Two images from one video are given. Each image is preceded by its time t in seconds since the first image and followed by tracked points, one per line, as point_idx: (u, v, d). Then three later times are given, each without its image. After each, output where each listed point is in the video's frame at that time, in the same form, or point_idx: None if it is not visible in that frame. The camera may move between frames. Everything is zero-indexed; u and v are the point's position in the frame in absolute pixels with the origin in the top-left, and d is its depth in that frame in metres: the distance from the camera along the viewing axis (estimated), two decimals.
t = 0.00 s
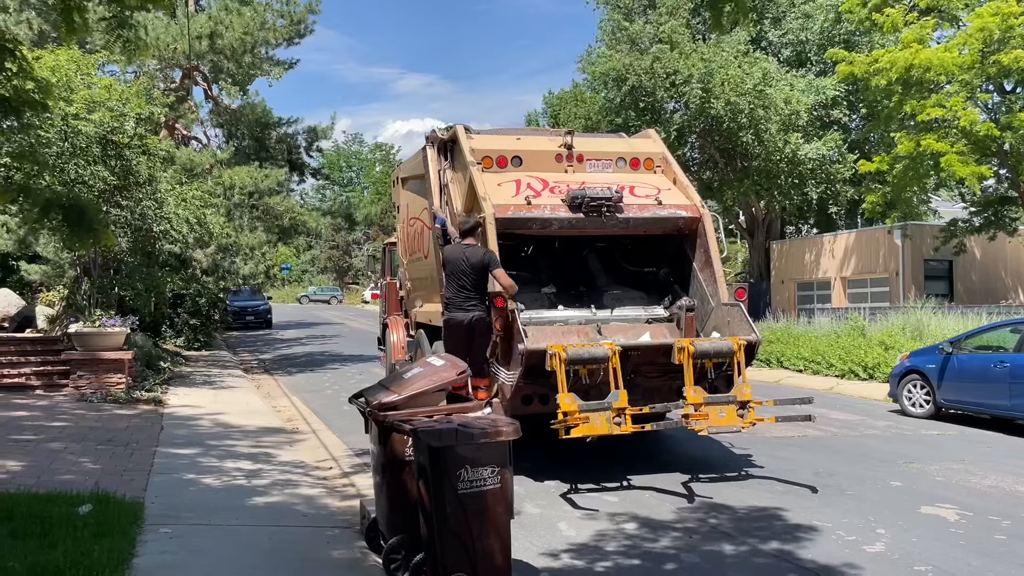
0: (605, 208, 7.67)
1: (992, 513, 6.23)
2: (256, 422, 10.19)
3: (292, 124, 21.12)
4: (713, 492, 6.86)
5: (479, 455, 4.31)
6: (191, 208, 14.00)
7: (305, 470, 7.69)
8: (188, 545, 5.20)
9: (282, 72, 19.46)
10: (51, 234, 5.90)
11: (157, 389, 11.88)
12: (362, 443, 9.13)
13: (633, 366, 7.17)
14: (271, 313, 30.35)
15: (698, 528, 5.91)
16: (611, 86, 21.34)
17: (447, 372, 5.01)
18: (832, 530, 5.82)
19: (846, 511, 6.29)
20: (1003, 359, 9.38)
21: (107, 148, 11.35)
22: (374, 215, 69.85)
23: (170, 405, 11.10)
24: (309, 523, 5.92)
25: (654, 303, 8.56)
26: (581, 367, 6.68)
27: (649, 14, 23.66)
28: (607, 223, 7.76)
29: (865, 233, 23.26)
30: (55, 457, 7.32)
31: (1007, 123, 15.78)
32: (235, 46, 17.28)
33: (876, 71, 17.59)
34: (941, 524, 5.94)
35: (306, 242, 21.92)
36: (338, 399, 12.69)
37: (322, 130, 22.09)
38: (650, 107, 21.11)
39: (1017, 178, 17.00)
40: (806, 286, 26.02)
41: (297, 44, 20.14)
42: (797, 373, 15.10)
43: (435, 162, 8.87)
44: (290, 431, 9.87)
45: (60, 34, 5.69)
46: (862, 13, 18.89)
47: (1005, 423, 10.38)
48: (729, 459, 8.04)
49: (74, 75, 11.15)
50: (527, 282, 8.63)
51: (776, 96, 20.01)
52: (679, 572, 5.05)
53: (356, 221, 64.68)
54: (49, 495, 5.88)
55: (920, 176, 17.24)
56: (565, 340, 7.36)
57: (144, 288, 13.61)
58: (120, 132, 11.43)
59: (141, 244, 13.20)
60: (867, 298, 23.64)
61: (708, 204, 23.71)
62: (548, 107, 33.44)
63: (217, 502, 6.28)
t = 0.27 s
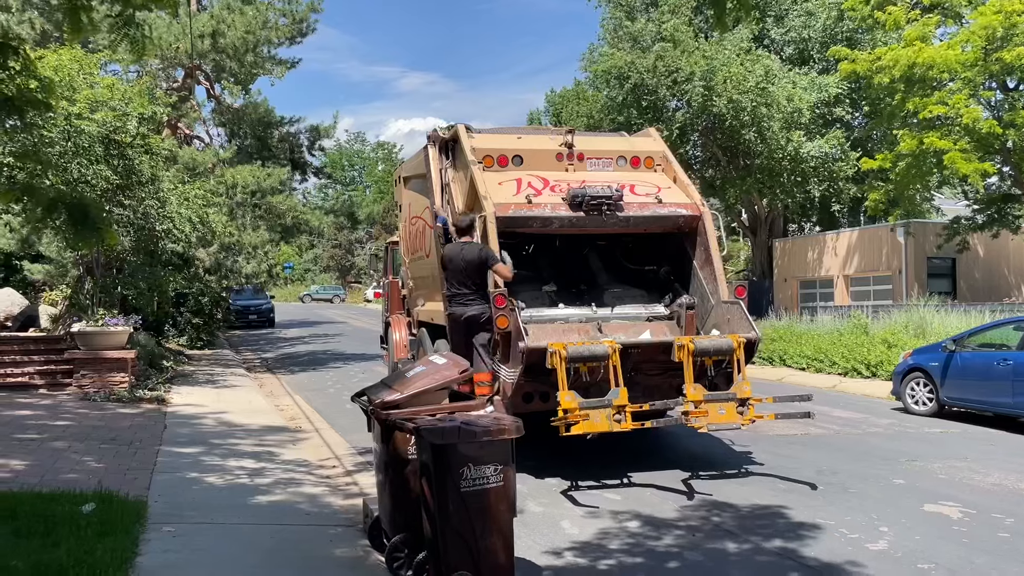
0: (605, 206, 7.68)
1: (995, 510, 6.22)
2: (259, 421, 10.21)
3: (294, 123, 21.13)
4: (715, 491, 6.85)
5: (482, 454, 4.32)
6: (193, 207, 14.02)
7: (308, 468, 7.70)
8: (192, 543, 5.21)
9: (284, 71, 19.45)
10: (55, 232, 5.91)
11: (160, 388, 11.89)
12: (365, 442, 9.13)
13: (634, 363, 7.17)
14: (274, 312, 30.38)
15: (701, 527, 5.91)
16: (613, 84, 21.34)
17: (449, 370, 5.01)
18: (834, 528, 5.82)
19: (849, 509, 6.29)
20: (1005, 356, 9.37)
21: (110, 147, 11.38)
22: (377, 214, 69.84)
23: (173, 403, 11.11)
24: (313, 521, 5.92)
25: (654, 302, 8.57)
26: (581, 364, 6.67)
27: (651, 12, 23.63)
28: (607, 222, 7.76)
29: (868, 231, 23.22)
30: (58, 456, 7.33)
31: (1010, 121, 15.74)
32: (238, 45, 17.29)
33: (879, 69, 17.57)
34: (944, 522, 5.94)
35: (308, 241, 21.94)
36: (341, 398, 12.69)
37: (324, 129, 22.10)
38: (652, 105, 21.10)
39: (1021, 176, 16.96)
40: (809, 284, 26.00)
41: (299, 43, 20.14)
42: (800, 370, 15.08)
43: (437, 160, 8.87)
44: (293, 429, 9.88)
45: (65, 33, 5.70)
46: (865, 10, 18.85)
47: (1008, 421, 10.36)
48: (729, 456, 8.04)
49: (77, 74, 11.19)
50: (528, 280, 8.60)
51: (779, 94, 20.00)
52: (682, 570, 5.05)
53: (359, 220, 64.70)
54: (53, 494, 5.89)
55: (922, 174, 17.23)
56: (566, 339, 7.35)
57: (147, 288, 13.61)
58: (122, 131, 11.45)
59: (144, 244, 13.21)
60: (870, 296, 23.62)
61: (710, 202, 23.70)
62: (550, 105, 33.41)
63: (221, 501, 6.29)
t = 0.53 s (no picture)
0: (605, 205, 7.68)
1: (998, 508, 6.22)
2: (262, 420, 10.22)
3: (296, 122, 21.13)
4: (717, 488, 6.85)
5: (483, 452, 4.32)
6: (196, 206, 14.04)
7: (311, 466, 7.71)
8: (195, 542, 5.22)
9: (286, 70, 19.45)
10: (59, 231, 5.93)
11: (163, 387, 11.91)
12: (367, 440, 9.14)
13: (633, 361, 7.17)
14: (277, 310, 30.40)
15: (703, 524, 5.91)
16: (615, 82, 21.32)
17: (451, 368, 5.01)
18: (837, 526, 5.82)
19: (852, 506, 6.28)
20: (1008, 354, 9.36)
21: (112, 146, 11.39)
22: (379, 213, 69.84)
23: (176, 402, 11.13)
24: (315, 519, 5.93)
25: (654, 300, 8.57)
26: (580, 362, 6.68)
27: (653, 10, 23.60)
28: (607, 221, 7.76)
29: (870, 229, 23.19)
30: (61, 455, 7.34)
31: (1013, 118, 15.71)
32: (239, 44, 17.30)
33: (881, 66, 17.53)
34: (947, 519, 5.93)
35: (311, 240, 21.95)
36: (344, 396, 12.70)
37: (326, 127, 22.10)
38: (654, 103, 21.09)
39: None
40: (811, 281, 25.97)
41: (301, 41, 20.14)
42: (802, 368, 15.07)
43: (438, 160, 8.87)
44: (295, 428, 9.89)
45: (70, 32, 5.71)
46: (867, 8, 18.82)
47: (1011, 418, 10.34)
48: (729, 454, 8.05)
49: (79, 73, 11.16)
50: (528, 278, 8.59)
51: (781, 91, 19.98)
52: (684, 568, 5.05)
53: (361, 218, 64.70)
54: (56, 492, 5.90)
55: (925, 172, 17.20)
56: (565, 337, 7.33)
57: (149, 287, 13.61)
58: (125, 130, 11.46)
59: (146, 243, 13.22)
60: (873, 293, 23.59)
61: (713, 200, 23.68)
62: (552, 103, 33.38)
63: (224, 499, 6.31)
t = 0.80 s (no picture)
0: (603, 203, 7.68)
1: (1001, 506, 6.21)
2: (264, 418, 10.23)
3: (298, 120, 21.13)
4: (720, 486, 6.85)
5: (485, 450, 4.31)
6: (198, 205, 14.05)
7: (314, 464, 7.71)
8: (198, 540, 5.22)
9: (288, 68, 19.44)
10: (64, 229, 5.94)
11: (166, 386, 11.92)
12: (370, 438, 9.14)
13: (631, 358, 7.17)
14: (279, 309, 30.43)
15: (706, 522, 5.91)
16: (617, 80, 21.31)
17: (454, 366, 5.01)
18: (840, 524, 5.82)
19: (855, 504, 6.28)
20: (1012, 351, 9.34)
21: (114, 145, 11.40)
22: (381, 211, 69.84)
23: (179, 400, 11.14)
24: (318, 517, 5.93)
25: (653, 298, 8.57)
26: (579, 359, 6.68)
27: (655, 8, 23.57)
28: (606, 219, 7.75)
29: (873, 226, 23.16)
30: (64, 453, 7.36)
31: (1016, 115, 15.68)
32: (241, 42, 17.31)
33: (884, 63, 17.50)
34: (950, 517, 5.92)
35: (313, 238, 21.96)
36: (346, 394, 12.71)
37: (328, 126, 22.09)
38: (656, 100, 21.07)
39: None
40: (814, 279, 25.94)
41: (303, 40, 20.13)
42: (804, 366, 15.06)
43: (439, 159, 8.86)
44: (298, 426, 9.90)
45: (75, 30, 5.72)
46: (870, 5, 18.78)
47: (1014, 416, 10.33)
48: (727, 451, 8.08)
49: (82, 72, 11.15)
50: (528, 276, 8.56)
51: (783, 89, 19.96)
52: (687, 566, 5.05)
53: (363, 216, 64.70)
54: (60, 490, 5.91)
55: (928, 169, 17.17)
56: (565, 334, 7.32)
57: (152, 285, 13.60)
58: (128, 128, 11.46)
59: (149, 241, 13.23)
60: (875, 291, 23.56)
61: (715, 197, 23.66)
62: (554, 101, 33.35)
63: (227, 497, 6.32)
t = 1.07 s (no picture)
0: (602, 203, 7.68)
1: (1005, 504, 6.20)
2: (268, 416, 10.25)
3: (301, 118, 21.15)
4: (723, 484, 6.84)
5: (489, 448, 4.32)
6: (202, 203, 14.07)
7: (317, 462, 7.72)
8: (202, 537, 5.24)
9: (291, 67, 19.44)
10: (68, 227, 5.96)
11: (169, 384, 11.94)
12: (373, 436, 9.15)
13: (628, 355, 7.18)
14: (282, 307, 30.46)
15: (709, 520, 5.91)
16: (621, 77, 21.30)
17: (456, 364, 5.01)
18: (843, 521, 5.81)
19: (858, 502, 6.27)
20: (1015, 349, 9.32)
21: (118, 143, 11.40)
22: (384, 209, 69.84)
23: (182, 398, 11.16)
24: (321, 515, 5.94)
25: (651, 296, 8.57)
26: (576, 355, 6.69)
27: (658, 5, 23.54)
28: (604, 218, 7.75)
29: (876, 224, 23.12)
30: (69, 451, 7.38)
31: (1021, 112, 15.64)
32: (244, 40, 17.33)
33: (887, 60, 17.46)
34: (953, 515, 5.92)
35: (316, 236, 21.97)
36: (349, 392, 12.71)
37: (331, 124, 22.10)
38: (659, 98, 21.06)
39: None
40: (817, 277, 25.90)
41: (306, 38, 20.13)
42: (807, 364, 15.04)
43: (440, 159, 8.87)
44: (302, 424, 9.91)
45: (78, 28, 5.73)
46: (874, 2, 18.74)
47: (1018, 414, 10.31)
48: (723, 447, 8.15)
49: (85, 71, 11.14)
50: (528, 274, 8.55)
51: (787, 86, 19.95)
52: (690, 564, 5.05)
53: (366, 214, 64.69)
54: (64, 488, 5.93)
55: (932, 167, 17.13)
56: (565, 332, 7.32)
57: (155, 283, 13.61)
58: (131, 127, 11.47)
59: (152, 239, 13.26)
60: (878, 289, 23.53)
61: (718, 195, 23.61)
62: (557, 99, 33.32)
63: (231, 494, 6.33)
